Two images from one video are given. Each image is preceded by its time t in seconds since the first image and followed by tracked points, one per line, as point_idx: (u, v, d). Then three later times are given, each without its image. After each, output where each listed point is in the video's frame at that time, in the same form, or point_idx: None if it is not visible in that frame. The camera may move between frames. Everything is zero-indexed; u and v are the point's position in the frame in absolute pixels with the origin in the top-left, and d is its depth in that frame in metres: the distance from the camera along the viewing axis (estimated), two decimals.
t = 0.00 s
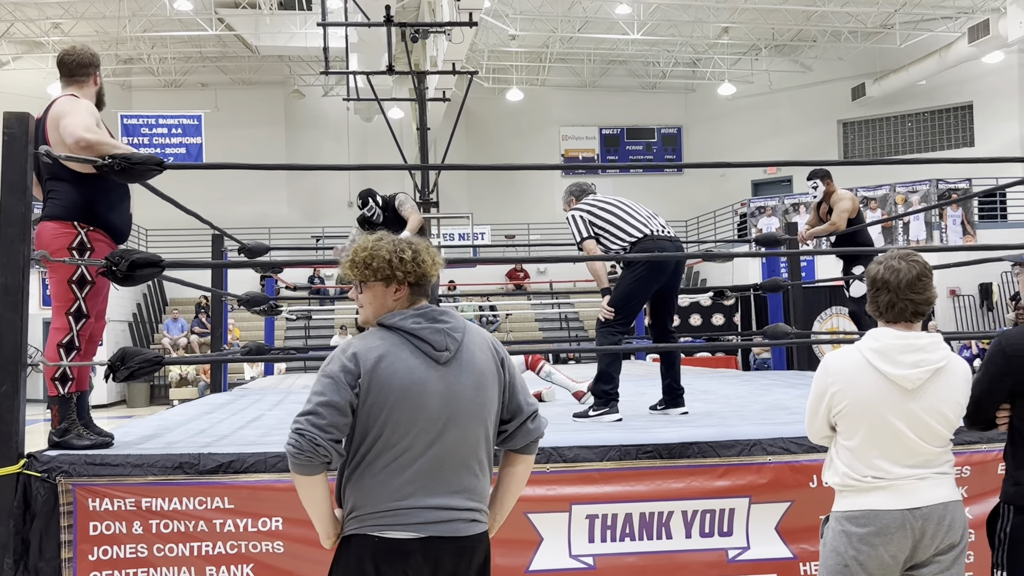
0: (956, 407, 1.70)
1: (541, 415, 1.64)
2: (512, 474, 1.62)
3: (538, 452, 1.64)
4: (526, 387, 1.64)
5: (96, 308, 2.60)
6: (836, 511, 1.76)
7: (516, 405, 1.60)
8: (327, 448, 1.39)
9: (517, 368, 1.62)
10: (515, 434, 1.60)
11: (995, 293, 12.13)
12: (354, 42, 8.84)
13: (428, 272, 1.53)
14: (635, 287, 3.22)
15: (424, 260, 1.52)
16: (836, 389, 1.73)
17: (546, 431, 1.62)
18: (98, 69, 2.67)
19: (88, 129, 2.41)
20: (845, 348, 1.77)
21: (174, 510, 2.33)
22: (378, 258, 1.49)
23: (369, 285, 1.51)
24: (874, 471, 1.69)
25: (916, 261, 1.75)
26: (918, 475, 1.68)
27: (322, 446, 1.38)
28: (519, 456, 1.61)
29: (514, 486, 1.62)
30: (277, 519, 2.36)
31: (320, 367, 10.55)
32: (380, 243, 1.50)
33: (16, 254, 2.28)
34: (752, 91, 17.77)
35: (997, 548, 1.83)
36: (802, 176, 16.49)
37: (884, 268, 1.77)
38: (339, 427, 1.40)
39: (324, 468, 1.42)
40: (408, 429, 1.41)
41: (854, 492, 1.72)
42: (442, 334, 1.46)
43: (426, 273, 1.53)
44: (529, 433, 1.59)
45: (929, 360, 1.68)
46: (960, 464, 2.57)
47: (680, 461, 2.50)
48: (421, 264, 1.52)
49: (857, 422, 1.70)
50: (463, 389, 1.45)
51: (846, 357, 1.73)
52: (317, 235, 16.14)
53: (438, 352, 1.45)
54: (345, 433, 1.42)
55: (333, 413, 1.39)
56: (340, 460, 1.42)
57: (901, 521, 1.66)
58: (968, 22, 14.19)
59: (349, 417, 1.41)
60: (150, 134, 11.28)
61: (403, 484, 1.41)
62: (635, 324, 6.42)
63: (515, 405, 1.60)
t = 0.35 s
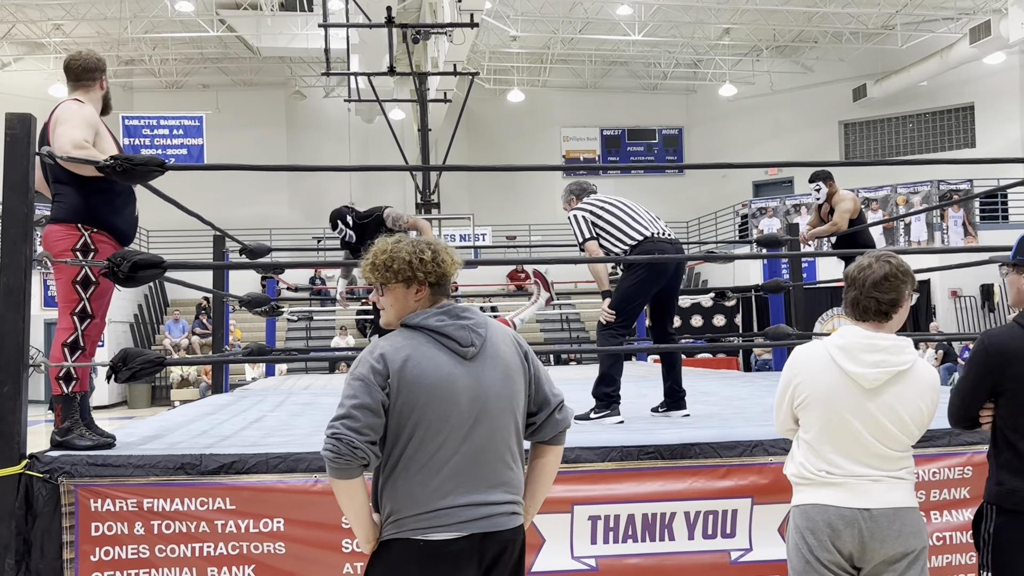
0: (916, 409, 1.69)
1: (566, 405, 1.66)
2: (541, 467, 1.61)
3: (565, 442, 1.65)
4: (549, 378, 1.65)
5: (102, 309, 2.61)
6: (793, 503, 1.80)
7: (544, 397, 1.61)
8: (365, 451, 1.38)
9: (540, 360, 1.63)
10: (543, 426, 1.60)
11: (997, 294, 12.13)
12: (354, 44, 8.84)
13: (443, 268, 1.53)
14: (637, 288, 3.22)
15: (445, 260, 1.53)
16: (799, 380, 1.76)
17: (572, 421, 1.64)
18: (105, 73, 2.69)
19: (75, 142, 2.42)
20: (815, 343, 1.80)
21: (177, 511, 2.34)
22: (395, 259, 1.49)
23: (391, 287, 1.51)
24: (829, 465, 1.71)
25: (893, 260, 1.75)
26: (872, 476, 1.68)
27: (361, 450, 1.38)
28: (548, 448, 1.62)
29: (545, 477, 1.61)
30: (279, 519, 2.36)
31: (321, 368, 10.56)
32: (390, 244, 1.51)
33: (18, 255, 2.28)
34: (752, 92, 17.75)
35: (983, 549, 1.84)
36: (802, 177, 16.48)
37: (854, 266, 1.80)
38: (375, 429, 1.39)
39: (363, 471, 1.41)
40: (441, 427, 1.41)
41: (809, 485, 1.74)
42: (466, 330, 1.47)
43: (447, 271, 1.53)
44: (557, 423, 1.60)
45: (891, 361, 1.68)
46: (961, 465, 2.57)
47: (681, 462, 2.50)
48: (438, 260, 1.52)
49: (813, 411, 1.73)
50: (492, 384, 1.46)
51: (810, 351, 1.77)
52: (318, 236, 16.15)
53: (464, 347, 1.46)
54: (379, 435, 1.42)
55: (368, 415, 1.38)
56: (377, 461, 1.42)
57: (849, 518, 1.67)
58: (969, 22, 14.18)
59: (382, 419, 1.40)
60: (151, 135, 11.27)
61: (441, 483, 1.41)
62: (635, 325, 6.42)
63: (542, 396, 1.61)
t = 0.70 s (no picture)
0: (936, 409, 1.71)
1: (578, 408, 1.65)
2: (553, 471, 1.61)
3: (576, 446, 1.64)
4: (559, 381, 1.64)
5: (108, 311, 2.62)
6: (809, 510, 1.78)
7: (553, 399, 1.61)
8: (371, 451, 1.38)
9: (551, 363, 1.63)
10: (552, 430, 1.60)
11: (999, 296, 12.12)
12: (357, 46, 8.85)
13: (455, 268, 1.54)
14: (630, 288, 3.26)
15: (452, 259, 1.53)
16: (819, 388, 1.72)
17: (583, 424, 1.63)
18: (116, 77, 2.72)
19: (77, 134, 2.41)
20: (829, 346, 1.78)
21: (179, 512, 2.34)
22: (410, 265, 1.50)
23: (398, 289, 1.52)
24: (853, 471, 1.69)
25: (901, 260, 1.79)
26: (895, 479, 1.69)
27: (367, 450, 1.38)
28: (560, 451, 1.61)
29: (557, 481, 1.60)
30: (281, 521, 2.36)
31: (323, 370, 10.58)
32: (401, 248, 1.51)
33: (20, 258, 2.28)
34: (754, 93, 17.74)
35: (975, 552, 1.84)
36: (804, 179, 16.47)
37: (886, 272, 1.75)
38: (382, 430, 1.40)
39: (369, 471, 1.42)
40: (447, 429, 1.42)
41: (828, 491, 1.72)
42: (474, 331, 1.47)
43: (455, 270, 1.53)
44: (567, 427, 1.60)
45: (912, 361, 1.69)
46: (962, 467, 2.57)
47: (683, 463, 2.50)
48: (452, 260, 1.53)
49: (838, 417, 1.70)
50: (498, 386, 1.46)
51: (829, 355, 1.74)
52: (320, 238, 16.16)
53: (471, 349, 1.46)
54: (385, 435, 1.42)
55: (375, 415, 1.39)
56: (383, 462, 1.42)
57: (875, 523, 1.67)
58: (972, 24, 14.16)
59: (389, 419, 1.41)
60: (154, 137, 11.27)
61: (447, 485, 1.42)
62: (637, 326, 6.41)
63: (551, 399, 1.61)
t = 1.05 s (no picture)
0: (961, 401, 1.73)
1: (562, 413, 1.63)
2: (537, 476, 1.61)
3: (561, 452, 1.62)
4: (544, 385, 1.62)
5: (111, 313, 2.62)
6: (854, 521, 1.74)
7: (535, 404, 1.59)
8: (340, 451, 1.40)
9: (536, 367, 1.61)
10: (533, 435, 1.59)
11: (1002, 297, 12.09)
12: (360, 48, 8.87)
13: (441, 271, 1.55)
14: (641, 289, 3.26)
15: (431, 261, 1.53)
16: (855, 394, 1.69)
17: (568, 430, 1.61)
18: (147, 84, 2.77)
19: (86, 122, 2.43)
20: (853, 350, 1.76)
21: (181, 514, 2.34)
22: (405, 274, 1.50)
23: (380, 292, 1.52)
24: (899, 476, 1.68)
25: (917, 262, 1.80)
26: (941, 477, 1.70)
27: (336, 451, 1.40)
28: (543, 456, 1.60)
29: (542, 486, 1.60)
30: (283, 522, 2.36)
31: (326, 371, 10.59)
32: (386, 255, 1.51)
33: (25, 258, 2.27)
34: (757, 95, 17.74)
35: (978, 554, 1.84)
36: (807, 181, 16.46)
37: (908, 276, 1.76)
38: (353, 431, 1.41)
39: (340, 473, 1.45)
40: (419, 433, 1.42)
41: (874, 502, 1.69)
42: (452, 335, 1.47)
43: (440, 273, 1.54)
44: (548, 432, 1.58)
45: (941, 354, 1.72)
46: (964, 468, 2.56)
47: (686, 465, 2.50)
48: (437, 263, 1.54)
49: (882, 422, 1.68)
50: (474, 390, 1.45)
51: (860, 359, 1.72)
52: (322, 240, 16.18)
53: (448, 352, 1.45)
54: (358, 437, 1.43)
55: (346, 416, 1.40)
56: (352, 463, 1.44)
57: (929, 526, 1.66)
58: (974, 25, 14.16)
59: (360, 421, 1.42)
60: (157, 138, 11.29)
61: (419, 487, 1.41)
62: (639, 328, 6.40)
63: (533, 403, 1.59)
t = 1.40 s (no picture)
0: (944, 399, 1.73)
1: (547, 414, 1.63)
2: (519, 479, 1.60)
3: (544, 453, 1.62)
4: (528, 388, 1.62)
5: (115, 315, 2.62)
6: (837, 519, 1.74)
7: (518, 405, 1.59)
8: (319, 453, 1.41)
9: (520, 368, 1.61)
10: (517, 435, 1.58)
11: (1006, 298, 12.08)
12: (363, 50, 8.88)
13: (424, 270, 1.55)
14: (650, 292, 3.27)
15: (413, 264, 1.52)
16: (837, 392, 1.70)
17: (551, 432, 1.60)
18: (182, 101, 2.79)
19: (103, 120, 2.42)
20: (836, 349, 1.77)
21: (185, 515, 2.34)
22: (388, 276, 1.50)
23: (363, 294, 1.52)
24: (882, 475, 1.68)
25: (900, 263, 1.79)
26: (926, 479, 1.70)
27: (316, 453, 1.41)
28: (526, 458, 1.60)
29: (524, 489, 1.60)
30: (286, 524, 2.36)
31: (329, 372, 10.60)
32: (367, 260, 1.50)
33: (28, 260, 2.27)
34: (760, 96, 17.73)
35: (976, 557, 1.83)
36: (810, 182, 16.45)
37: (890, 276, 1.76)
38: (335, 433, 1.42)
39: (320, 474, 1.45)
40: (403, 435, 1.42)
41: (859, 502, 1.69)
42: (436, 336, 1.47)
43: (424, 274, 1.54)
44: (531, 433, 1.58)
45: (922, 350, 1.72)
46: (965, 471, 2.56)
47: (689, 466, 2.50)
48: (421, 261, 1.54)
49: (862, 420, 1.68)
50: (458, 391, 1.45)
51: (841, 359, 1.72)
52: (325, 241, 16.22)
53: (433, 353, 1.45)
54: (341, 438, 1.43)
55: (327, 419, 1.41)
56: (334, 464, 1.44)
57: (913, 529, 1.66)
58: (978, 26, 14.14)
59: (343, 423, 1.42)
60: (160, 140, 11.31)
61: (401, 489, 1.42)
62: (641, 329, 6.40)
63: (517, 405, 1.59)
